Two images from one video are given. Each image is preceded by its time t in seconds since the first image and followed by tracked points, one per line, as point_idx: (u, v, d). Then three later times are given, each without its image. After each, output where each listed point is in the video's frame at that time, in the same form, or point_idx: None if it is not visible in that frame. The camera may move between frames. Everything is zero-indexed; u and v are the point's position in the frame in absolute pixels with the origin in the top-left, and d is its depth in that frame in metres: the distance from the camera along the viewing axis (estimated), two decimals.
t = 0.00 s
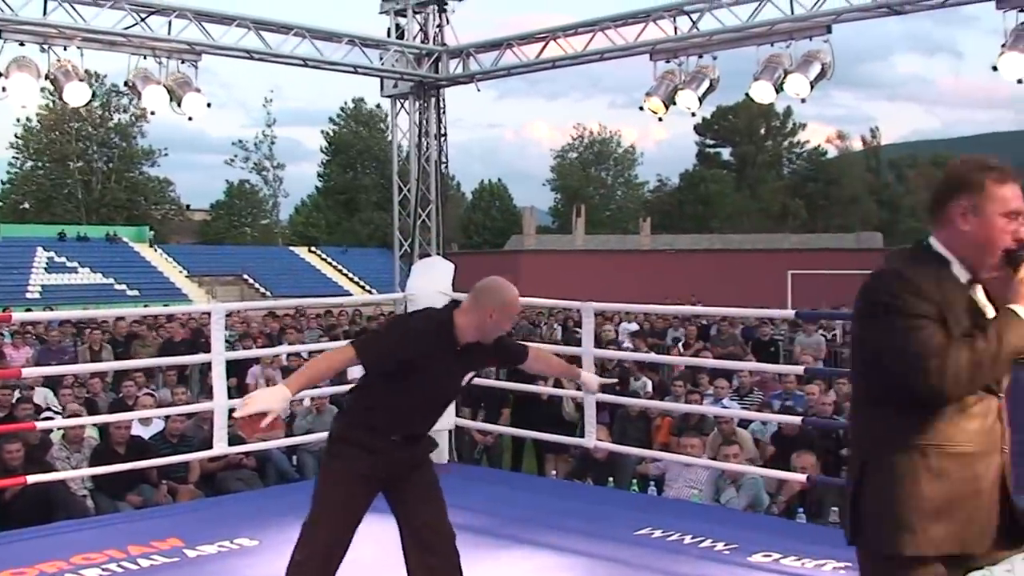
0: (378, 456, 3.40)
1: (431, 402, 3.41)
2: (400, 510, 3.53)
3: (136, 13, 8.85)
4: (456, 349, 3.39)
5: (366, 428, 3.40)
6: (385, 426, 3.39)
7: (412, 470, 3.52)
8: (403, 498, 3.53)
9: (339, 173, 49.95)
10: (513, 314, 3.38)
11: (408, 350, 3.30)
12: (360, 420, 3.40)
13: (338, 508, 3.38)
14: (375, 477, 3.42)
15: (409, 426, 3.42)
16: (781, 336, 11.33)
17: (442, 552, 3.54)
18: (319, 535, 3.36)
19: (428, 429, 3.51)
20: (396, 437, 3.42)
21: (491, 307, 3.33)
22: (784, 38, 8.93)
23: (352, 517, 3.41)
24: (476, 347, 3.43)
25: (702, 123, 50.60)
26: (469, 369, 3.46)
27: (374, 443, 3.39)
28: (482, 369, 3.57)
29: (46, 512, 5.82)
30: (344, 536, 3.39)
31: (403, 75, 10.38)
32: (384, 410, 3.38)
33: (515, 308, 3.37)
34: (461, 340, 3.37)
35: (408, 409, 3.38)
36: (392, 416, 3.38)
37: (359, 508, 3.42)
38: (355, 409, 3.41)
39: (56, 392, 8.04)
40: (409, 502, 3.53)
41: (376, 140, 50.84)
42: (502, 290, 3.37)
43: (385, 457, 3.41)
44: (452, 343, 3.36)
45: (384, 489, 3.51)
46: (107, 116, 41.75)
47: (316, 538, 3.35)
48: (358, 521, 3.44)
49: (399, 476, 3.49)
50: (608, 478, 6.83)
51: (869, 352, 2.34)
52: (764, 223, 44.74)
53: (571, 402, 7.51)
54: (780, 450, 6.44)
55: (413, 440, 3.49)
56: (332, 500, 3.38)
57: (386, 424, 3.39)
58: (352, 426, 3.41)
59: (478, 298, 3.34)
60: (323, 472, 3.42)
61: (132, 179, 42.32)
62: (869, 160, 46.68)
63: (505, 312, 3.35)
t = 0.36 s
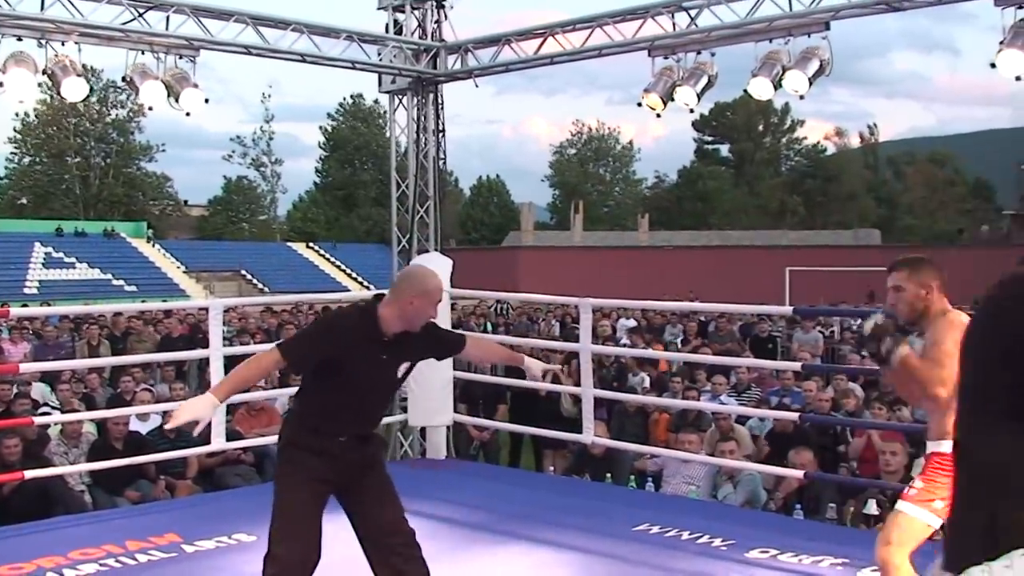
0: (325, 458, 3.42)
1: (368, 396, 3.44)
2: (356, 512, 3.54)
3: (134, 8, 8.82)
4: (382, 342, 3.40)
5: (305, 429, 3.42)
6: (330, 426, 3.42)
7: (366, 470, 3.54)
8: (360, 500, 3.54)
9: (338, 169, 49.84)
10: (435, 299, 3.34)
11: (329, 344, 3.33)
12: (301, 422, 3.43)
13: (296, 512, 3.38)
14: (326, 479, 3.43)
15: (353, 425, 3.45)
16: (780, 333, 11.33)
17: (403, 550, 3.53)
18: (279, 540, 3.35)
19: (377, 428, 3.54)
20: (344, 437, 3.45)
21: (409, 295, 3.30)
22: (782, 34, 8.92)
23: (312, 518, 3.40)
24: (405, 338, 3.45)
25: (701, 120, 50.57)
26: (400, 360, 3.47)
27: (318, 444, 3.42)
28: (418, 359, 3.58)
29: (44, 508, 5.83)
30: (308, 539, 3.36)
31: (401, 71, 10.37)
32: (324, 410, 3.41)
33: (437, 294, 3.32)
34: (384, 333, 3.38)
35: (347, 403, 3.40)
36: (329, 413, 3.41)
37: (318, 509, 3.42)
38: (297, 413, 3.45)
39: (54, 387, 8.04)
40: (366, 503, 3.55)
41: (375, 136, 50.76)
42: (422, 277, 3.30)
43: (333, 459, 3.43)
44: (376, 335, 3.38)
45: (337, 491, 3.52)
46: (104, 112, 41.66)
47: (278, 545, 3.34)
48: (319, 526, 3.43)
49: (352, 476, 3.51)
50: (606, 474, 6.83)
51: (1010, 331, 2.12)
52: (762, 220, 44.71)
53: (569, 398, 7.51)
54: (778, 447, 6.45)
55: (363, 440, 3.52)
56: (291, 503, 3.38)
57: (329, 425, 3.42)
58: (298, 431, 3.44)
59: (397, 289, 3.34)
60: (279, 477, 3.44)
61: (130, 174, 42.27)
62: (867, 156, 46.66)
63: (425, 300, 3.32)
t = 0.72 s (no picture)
0: (334, 456, 3.41)
1: (377, 394, 3.44)
2: (363, 512, 3.52)
3: (141, 6, 8.83)
4: (391, 337, 3.42)
5: (313, 424, 3.42)
6: (338, 424, 3.41)
7: (374, 469, 3.52)
8: (366, 500, 3.52)
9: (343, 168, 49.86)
10: (442, 293, 3.38)
11: (340, 339, 3.34)
12: (308, 419, 3.43)
13: (301, 511, 3.35)
14: (332, 476, 3.41)
15: (362, 422, 3.45)
16: (784, 336, 11.33)
17: (410, 549, 3.51)
18: (287, 538, 3.33)
19: (383, 427, 3.53)
20: (352, 435, 3.43)
21: (415, 289, 3.34)
22: (789, 37, 8.91)
23: (315, 517, 3.38)
24: (412, 333, 3.46)
25: (706, 121, 50.56)
26: (408, 356, 3.48)
27: (326, 442, 3.40)
28: (426, 358, 3.59)
29: (47, 505, 5.83)
30: (311, 538, 3.34)
31: (407, 70, 10.37)
32: (334, 406, 3.41)
33: (444, 287, 3.37)
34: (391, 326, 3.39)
35: (356, 398, 3.41)
36: (338, 410, 3.41)
37: (320, 508, 3.40)
38: (307, 410, 3.44)
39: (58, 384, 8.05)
40: (372, 503, 3.52)
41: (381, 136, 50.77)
42: (423, 269, 3.36)
43: (341, 458, 3.42)
44: (383, 330, 3.40)
45: (342, 489, 3.49)
46: (111, 108, 41.72)
47: (285, 544, 3.31)
48: (322, 525, 3.41)
49: (361, 475, 3.49)
50: (609, 476, 6.81)
51: None
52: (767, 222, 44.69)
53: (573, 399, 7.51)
54: (781, 451, 6.43)
55: (371, 439, 3.51)
56: (296, 501, 3.36)
57: (337, 422, 3.41)
58: (306, 428, 3.43)
59: (402, 284, 3.38)
60: (286, 476, 3.42)
61: (135, 171, 42.35)
62: (872, 159, 46.66)
63: (431, 294, 3.35)
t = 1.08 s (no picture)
0: (347, 462, 3.41)
1: (394, 404, 3.43)
2: (377, 517, 3.51)
3: (146, 14, 8.86)
4: (410, 348, 3.41)
5: (329, 431, 3.41)
6: (353, 431, 3.41)
7: (388, 475, 3.52)
8: (380, 505, 3.52)
9: (349, 175, 49.99)
10: (462, 307, 3.38)
11: (360, 350, 3.33)
12: (322, 425, 3.43)
13: (311, 517, 3.36)
14: (343, 482, 3.41)
15: (377, 430, 3.45)
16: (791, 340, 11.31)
17: (423, 555, 3.51)
18: (297, 543, 3.33)
19: (398, 435, 3.54)
20: (366, 443, 3.43)
21: (435, 301, 3.33)
22: (793, 41, 8.90)
23: (325, 523, 3.38)
24: (431, 343, 3.45)
25: (711, 126, 50.59)
26: (426, 367, 3.47)
27: (341, 448, 3.40)
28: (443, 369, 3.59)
29: (54, 513, 5.84)
30: (321, 544, 3.34)
31: (412, 77, 10.39)
32: (350, 414, 3.40)
33: (464, 302, 3.37)
34: (412, 338, 3.38)
35: (375, 408, 3.40)
36: (356, 419, 3.41)
37: (329, 514, 3.40)
38: (322, 416, 3.44)
39: (65, 392, 8.07)
40: (385, 508, 3.52)
41: (387, 143, 50.83)
42: (445, 283, 3.35)
43: (355, 465, 3.42)
44: (403, 342, 3.38)
45: (353, 495, 3.50)
46: (116, 117, 41.84)
47: (296, 548, 3.32)
48: (333, 530, 3.41)
49: (373, 480, 3.49)
50: (616, 481, 6.81)
51: None
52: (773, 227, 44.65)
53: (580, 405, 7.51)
54: (788, 456, 6.42)
55: (385, 446, 3.50)
56: (307, 506, 3.37)
57: (352, 429, 3.41)
58: (320, 434, 3.43)
59: (422, 296, 3.37)
60: (298, 481, 3.42)
61: (141, 180, 42.49)
62: (878, 162, 46.69)
63: (451, 308, 3.35)
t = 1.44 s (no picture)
0: (354, 461, 3.42)
1: (399, 403, 3.43)
2: (386, 517, 3.52)
3: (151, 16, 8.88)
4: (414, 347, 3.40)
5: (337, 431, 3.42)
6: (361, 429, 3.42)
7: (394, 475, 3.53)
8: (388, 504, 3.52)
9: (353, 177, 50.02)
10: (462, 301, 3.37)
11: (362, 349, 3.32)
12: (329, 425, 3.44)
13: (318, 516, 3.36)
14: (349, 482, 3.42)
15: (384, 431, 3.46)
16: (794, 342, 11.29)
17: (429, 555, 3.51)
18: (303, 542, 3.34)
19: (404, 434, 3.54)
20: (372, 442, 3.44)
21: (432, 297, 3.34)
22: (798, 43, 8.90)
23: (331, 523, 3.38)
24: (434, 341, 3.45)
25: (715, 128, 50.57)
26: (430, 365, 3.47)
27: (349, 447, 3.41)
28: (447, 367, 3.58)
29: (57, 514, 5.85)
30: (328, 543, 3.35)
31: (416, 78, 10.39)
32: (358, 413, 3.41)
33: (463, 296, 3.36)
34: (414, 337, 3.38)
35: (385, 406, 3.41)
36: (363, 419, 3.41)
37: (335, 514, 3.39)
38: (329, 416, 3.45)
39: (70, 393, 8.07)
40: (393, 507, 3.53)
41: (391, 144, 50.87)
42: (440, 277, 3.36)
43: (362, 465, 3.43)
44: (406, 340, 3.37)
45: (360, 494, 3.50)
46: (120, 119, 41.91)
47: (302, 547, 3.33)
48: (340, 528, 3.42)
49: (381, 479, 3.50)
50: (619, 483, 6.81)
51: None
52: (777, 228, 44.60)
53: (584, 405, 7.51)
54: (791, 456, 6.41)
55: (391, 445, 3.51)
56: (313, 505, 3.38)
57: (360, 428, 3.42)
58: (327, 433, 3.44)
59: (420, 294, 3.36)
60: (305, 479, 3.44)
61: (146, 181, 42.58)
62: (882, 164, 46.65)
63: (450, 302, 3.34)
